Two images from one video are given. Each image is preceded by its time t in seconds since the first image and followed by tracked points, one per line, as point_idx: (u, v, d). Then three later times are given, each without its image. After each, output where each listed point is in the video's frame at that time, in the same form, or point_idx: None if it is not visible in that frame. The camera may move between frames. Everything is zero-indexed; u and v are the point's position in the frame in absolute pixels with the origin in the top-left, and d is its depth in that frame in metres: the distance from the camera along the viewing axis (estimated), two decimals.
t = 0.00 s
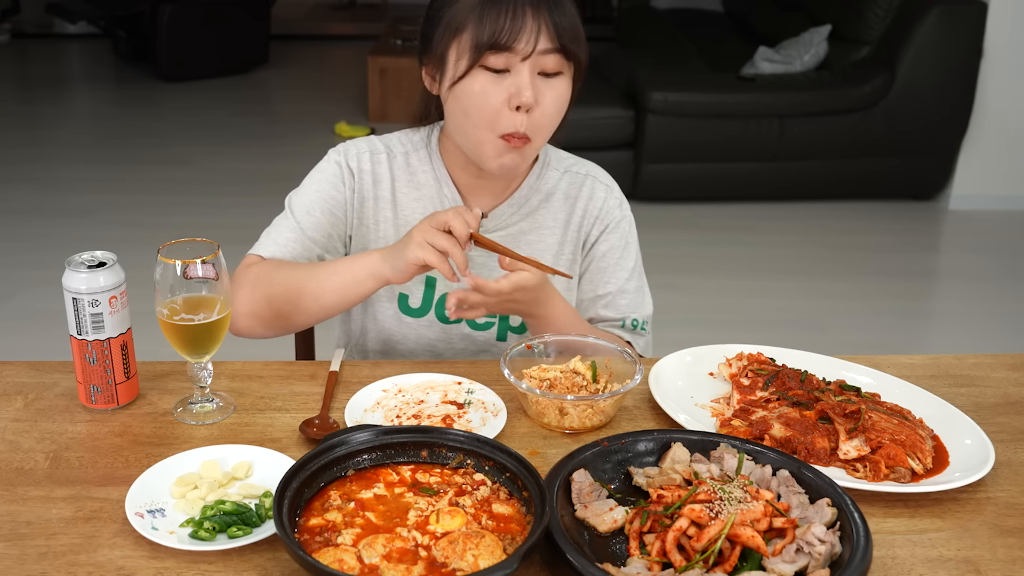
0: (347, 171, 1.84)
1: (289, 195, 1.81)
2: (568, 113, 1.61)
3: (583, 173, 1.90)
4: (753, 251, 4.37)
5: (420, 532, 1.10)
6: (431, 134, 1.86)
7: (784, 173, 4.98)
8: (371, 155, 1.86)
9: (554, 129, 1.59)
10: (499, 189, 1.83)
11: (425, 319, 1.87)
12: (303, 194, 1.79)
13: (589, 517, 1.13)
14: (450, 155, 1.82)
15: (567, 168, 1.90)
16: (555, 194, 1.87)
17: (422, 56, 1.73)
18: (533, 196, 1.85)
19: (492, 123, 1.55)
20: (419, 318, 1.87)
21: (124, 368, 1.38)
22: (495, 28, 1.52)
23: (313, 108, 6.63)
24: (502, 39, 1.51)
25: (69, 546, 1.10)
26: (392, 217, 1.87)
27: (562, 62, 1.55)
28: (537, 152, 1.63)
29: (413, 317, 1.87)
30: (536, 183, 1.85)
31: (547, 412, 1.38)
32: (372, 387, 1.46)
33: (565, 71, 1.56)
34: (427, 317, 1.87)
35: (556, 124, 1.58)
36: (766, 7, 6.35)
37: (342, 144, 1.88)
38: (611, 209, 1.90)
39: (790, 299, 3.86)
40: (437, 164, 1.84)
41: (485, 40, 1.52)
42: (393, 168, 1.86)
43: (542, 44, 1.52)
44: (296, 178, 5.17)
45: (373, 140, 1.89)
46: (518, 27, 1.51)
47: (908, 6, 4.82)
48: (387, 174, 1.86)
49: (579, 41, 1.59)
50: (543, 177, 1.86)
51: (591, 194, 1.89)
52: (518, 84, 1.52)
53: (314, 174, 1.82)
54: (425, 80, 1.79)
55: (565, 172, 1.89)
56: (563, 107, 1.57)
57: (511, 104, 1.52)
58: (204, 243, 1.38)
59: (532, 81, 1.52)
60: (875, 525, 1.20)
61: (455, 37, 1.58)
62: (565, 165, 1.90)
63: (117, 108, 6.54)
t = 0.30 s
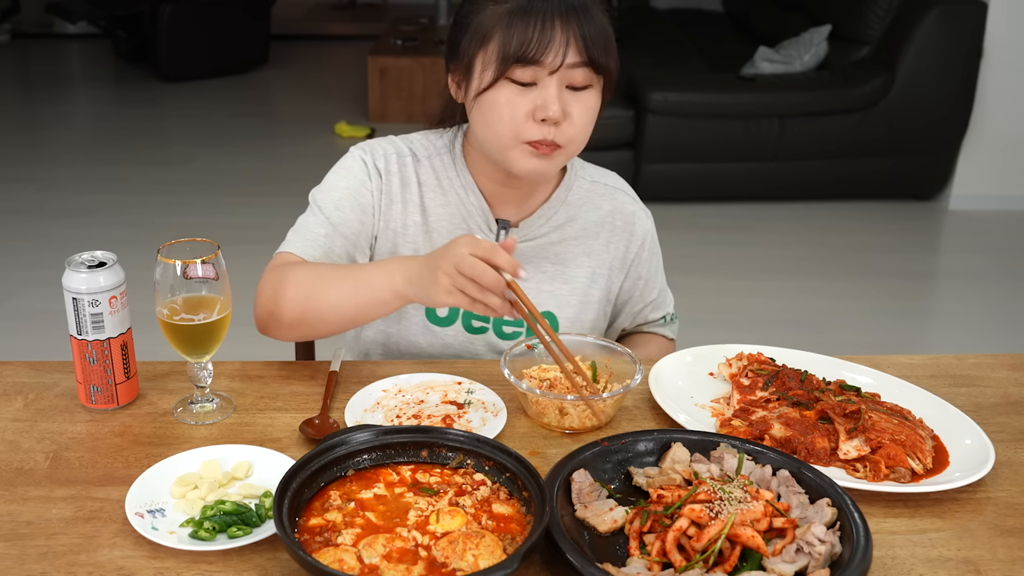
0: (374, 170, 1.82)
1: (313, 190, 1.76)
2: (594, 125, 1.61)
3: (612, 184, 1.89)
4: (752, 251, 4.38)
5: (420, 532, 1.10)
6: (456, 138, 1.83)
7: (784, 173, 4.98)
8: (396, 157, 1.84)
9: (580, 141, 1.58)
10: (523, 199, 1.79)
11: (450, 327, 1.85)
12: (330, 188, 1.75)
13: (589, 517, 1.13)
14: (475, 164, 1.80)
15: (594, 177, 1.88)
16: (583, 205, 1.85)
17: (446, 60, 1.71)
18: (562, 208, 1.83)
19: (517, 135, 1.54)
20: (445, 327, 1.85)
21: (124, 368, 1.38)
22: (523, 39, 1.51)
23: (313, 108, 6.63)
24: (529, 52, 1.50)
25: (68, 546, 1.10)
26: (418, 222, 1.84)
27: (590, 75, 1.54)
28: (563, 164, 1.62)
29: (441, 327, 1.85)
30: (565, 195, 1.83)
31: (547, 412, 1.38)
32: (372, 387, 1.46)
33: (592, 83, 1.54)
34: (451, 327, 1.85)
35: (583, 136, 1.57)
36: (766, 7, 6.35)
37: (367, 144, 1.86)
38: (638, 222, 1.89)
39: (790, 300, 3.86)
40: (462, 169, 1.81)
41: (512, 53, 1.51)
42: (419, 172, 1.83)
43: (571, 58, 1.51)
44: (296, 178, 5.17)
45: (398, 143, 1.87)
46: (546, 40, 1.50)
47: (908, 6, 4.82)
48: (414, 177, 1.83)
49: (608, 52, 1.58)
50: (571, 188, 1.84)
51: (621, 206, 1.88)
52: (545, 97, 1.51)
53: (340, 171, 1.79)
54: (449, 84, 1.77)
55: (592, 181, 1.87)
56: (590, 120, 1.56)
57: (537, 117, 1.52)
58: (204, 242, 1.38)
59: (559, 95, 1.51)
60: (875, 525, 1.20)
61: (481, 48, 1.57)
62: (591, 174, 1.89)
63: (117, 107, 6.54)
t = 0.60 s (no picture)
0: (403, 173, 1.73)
1: (349, 191, 1.62)
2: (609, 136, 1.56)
3: (625, 193, 1.87)
4: (753, 251, 4.38)
5: (420, 532, 1.10)
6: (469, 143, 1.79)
7: (784, 173, 4.98)
8: (418, 159, 1.77)
9: (596, 152, 1.53)
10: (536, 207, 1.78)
11: (468, 335, 1.84)
12: (367, 186, 1.62)
13: (589, 517, 1.13)
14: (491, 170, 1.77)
15: (607, 184, 1.86)
16: (594, 213, 1.85)
17: (458, 71, 1.68)
18: (574, 216, 1.82)
19: (530, 148, 1.49)
20: (463, 334, 1.84)
21: (124, 368, 1.38)
22: (535, 49, 1.47)
23: (313, 108, 6.63)
24: (541, 63, 1.45)
25: (69, 546, 1.10)
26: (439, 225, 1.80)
27: (605, 85, 1.49)
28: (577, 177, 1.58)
29: (458, 334, 1.84)
30: (577, 203, 1.82)
31: (547, 412, 1.37)
32: (372, 387, 1.46)
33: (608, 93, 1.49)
34: (469, 335, 1.85)
35: (599, 148, 1.52)
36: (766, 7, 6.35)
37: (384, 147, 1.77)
38: (647, 233, 1.89)
39: (789, 300, 3.86)
40: (478, 176, 1.78)
41: (524, 63, 1.47)
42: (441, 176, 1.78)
43: (584, 68, 1.46)
44: (297, 178, 5.17)
45: (414, 146, 1.80)
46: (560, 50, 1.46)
47: (908, 6, 4.83)
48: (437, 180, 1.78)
49: (622, 61, 1.53)
50: (584, 196, 1.83)
51: (631, 214, 1.87)
52: (558, 109, 1.46)
53: (372, 169, 1.67)
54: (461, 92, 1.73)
55: (604, 188, 1.85)
56: (605, 131, 1.51)
57: (550, 129, 1.47)
58: (204, 243, 1.38)
59: (572, 106, 1.46)
60: (875, 525, 1.20)
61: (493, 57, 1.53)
62: (604, 181, 1.87)
63: (117, 108, 6.54)
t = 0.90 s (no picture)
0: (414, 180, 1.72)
1: (360, 196, 1.61)
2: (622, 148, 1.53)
3: (636, 201, 1.88)
4: (752, 251, 4.38)
5: (420, 532, 1.10)
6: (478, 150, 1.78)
7: (784, 174, 4.98)
8: (428, 165, 1.76)
9: (607, 164, 1.50)
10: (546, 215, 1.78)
11: (474, 345, 1.86)
12: (377, 193, 1.61)
13: (589, 517, 1.13)
14: (502, 179, 1.76)
15: (617, 193, 1.87)
16: (604, 221, 1.85)
17: (472, 77, 1.67)
18: (584, 223, 1.82)
19: (541, 158, 1.47)
20: (469, 343, 1.85)
21: (124, 368, 1.38)
22: (549, 58, 1.45)
23: (313, 108, 6.63)
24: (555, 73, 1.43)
25: (69, 546, 1.10)
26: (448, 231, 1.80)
27: (618, 97, 1.46)
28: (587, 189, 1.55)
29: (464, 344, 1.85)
30: (588, 210, 1.82)
31: (547, 412, 1.37)
32: (372, 387, 1.46)
33: (621, 104, 1.47)
34: (474, 344, 1.86)
35: (610, 159, 1.50)
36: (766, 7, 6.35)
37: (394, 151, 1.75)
38: (655, 241, 1.89)
39: (789, 300, 3.85)
40: (487, 184, 1.77)
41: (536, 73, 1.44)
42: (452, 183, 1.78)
43: (598, 78, 1.43)
44: (297, 178, 5.17)
45: (425, 151, 1.79)
46: (574, 61, 1.43)
47: (908, 6, 4.83)
48: (448, 188, 1.77)
49: (637, 72, 1.51)
50: (594, 204, 1.83)
51: (640, 222, 1.88)
52: (570, 120, 1.44)
53: (382, 176, 1.65)
54: (473, 100, 1.71)
55: (614, 197, 1.86)
56: (618, 143, 1.49)
57: (561, 140, 1.44)
58: (204, 242, 1.38)
59: (585, 117, 1.44)
60: (875, 525, 1.20)
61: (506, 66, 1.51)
62: (615, 189, 1.87)
63: (117, 107, 6.54)
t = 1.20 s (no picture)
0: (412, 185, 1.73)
1: (355, 201, 1.62)
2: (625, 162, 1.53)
3: (644, 208, 1.85)
4: (752, 251, 4.38)
5: (420, 532, 1.10)
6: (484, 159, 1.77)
7: (784, 174, 4.98)
8: (428, 170, 1.77)
9: (608, 178, 1.50)
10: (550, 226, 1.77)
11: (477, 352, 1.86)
12: (370, 199, 1.62)
13: (589, 517, 1.13)
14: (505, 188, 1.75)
15: (624, 200, 1.84)
16: (610, 229, 1.83)
17: (476, 85, 1.66)
18: (590, 232, 1.80)
19: (541, 173, 1.48)
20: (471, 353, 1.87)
21: (125, 368, 1.38)
22: (550, 75, 1.44)
23: (313, 108, 6.63)
24: (555, 90, 1.42)
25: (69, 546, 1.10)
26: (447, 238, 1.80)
27: (620, 113, 1.46)
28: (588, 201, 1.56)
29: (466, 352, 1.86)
30: (593, 218, 1.80)
31: (547, 412, 1.38)
32: (372, 387, 1.46)
33: (623, 120, 1.47)
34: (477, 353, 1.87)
35: (611, 174, 1.50)
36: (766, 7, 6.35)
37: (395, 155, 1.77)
38: (664, 250, 1.86)
39: (789, 300, 3.86)
40: (491, 193, 1.77)
41: (536, 90, 1.44)
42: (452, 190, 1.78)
43: (599, 95, 1.43)
44: (298, 179, 5.17)
45: (427, 156, 1.79)
46: (575, 78, 1.42)
47: (908, 6, 4.83)
48: (447, 194, 1.78)
49: (640, 86, 1.50)
50: (600, 212, 1.81)
51: (648, 230, 1.85)
52: (570, 137, 1.44)
53: (377, 181, 1.66)
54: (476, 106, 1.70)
55: (622, 204, 1.83)
56: (619, 159, 1.49)
57: (561, 157, 1.45)
58: (204, 243, 1.38)
59: (586, 133, 1.44)
60: (874, 525, 1.20)
61: (507, 79, 1.50)
62: (623, 196, 1.85)
63: (117, 107, 6.54)
